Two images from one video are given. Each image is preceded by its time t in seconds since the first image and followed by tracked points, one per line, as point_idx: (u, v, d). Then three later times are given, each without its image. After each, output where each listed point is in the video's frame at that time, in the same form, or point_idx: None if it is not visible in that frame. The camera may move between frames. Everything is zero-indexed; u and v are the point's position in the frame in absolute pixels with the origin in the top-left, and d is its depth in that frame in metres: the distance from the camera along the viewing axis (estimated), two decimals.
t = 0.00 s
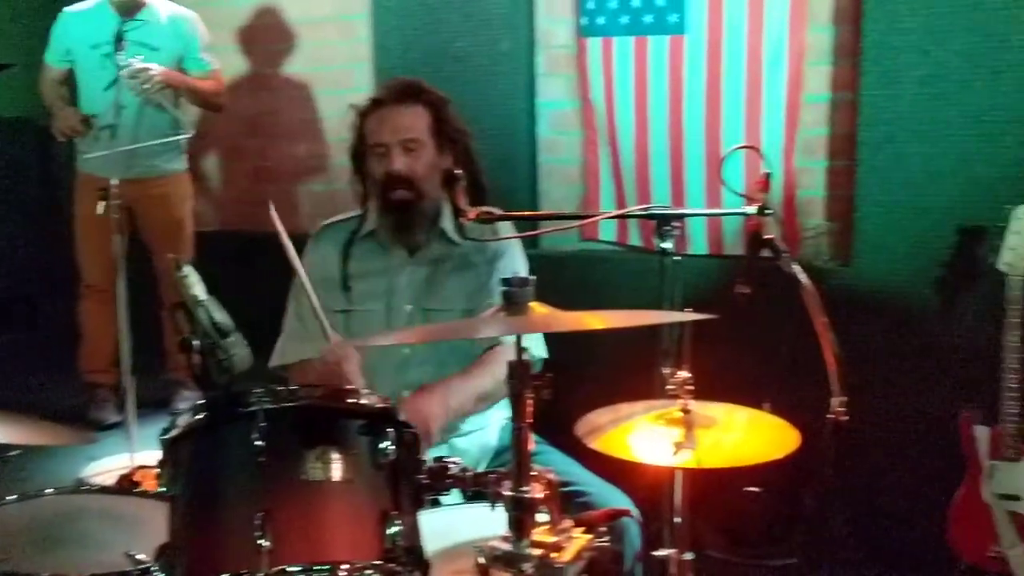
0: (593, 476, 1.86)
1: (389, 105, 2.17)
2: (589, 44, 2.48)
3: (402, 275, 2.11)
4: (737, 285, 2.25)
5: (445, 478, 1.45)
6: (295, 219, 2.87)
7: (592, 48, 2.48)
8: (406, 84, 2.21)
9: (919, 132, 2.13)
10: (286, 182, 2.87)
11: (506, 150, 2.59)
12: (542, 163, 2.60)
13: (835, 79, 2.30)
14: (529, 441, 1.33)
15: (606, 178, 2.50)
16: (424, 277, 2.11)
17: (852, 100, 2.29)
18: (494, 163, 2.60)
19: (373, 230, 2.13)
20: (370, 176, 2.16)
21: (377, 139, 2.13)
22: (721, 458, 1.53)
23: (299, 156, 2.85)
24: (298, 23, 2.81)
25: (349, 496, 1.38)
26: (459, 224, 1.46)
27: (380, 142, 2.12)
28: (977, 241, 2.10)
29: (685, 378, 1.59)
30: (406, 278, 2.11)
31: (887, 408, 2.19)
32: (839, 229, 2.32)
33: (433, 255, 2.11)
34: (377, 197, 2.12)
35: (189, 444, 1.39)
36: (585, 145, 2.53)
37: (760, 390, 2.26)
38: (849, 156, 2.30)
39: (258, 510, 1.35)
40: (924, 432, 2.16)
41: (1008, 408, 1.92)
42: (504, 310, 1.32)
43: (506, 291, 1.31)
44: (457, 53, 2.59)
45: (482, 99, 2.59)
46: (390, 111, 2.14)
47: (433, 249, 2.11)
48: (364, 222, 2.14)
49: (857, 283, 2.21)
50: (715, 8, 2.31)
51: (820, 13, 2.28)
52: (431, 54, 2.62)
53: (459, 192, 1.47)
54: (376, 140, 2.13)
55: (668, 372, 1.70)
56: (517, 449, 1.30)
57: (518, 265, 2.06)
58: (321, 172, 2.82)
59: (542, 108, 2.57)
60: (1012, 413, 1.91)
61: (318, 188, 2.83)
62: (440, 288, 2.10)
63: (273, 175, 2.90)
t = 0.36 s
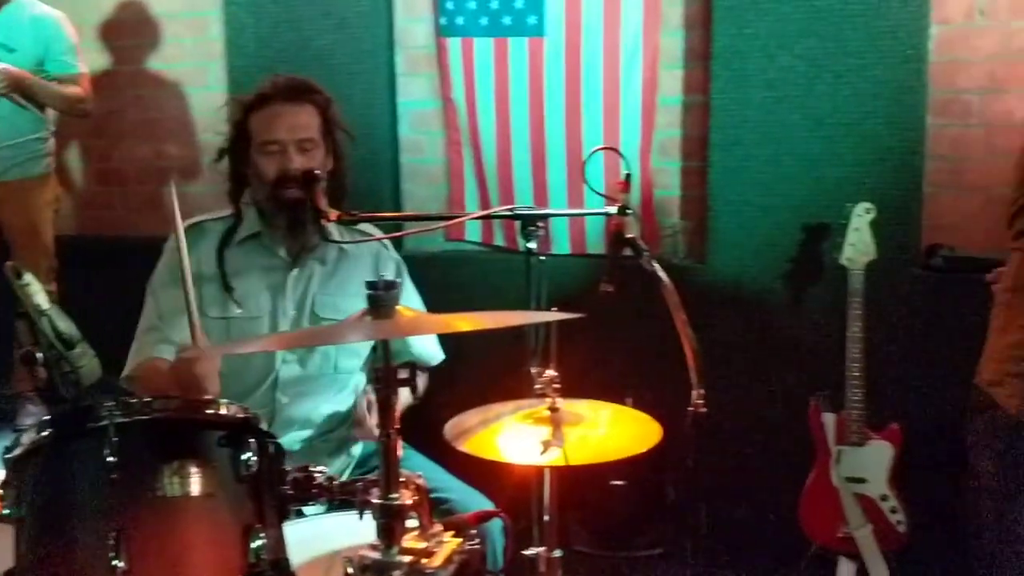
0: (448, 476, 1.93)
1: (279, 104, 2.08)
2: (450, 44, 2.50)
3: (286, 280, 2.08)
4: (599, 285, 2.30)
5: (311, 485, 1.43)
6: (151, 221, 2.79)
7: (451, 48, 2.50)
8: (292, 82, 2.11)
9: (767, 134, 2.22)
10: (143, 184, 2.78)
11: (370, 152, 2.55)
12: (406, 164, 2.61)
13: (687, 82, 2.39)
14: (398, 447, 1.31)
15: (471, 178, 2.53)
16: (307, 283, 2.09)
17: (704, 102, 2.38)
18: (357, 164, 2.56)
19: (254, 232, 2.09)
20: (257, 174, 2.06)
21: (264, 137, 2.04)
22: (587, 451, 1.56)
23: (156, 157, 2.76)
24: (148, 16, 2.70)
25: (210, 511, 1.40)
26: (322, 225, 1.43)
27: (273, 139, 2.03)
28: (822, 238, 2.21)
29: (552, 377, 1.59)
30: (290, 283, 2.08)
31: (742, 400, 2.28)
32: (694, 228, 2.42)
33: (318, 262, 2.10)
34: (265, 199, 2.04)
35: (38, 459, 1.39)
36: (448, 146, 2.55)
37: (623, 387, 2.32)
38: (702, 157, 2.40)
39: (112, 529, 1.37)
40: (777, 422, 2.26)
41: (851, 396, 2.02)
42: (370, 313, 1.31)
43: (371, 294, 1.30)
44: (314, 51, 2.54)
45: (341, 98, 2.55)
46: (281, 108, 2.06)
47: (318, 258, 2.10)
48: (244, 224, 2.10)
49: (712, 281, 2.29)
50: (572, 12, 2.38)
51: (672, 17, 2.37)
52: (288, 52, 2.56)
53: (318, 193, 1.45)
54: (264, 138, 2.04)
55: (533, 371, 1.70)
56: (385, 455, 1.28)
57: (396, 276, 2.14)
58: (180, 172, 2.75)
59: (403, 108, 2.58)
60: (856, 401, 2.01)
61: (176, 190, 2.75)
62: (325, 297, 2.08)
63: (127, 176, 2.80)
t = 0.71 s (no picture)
0: (353, 486, 1.89)
1: (188, 113, 2.03)
2: (347, 43, 2.45)
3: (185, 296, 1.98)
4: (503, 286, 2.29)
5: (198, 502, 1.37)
6: (35, 225, 2.66)
7: (351, 47, 2.45)
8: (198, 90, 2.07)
9: (665, 135, 2.25)
10: (25, 188, 2.65)
11: (267, 154, 2.49)
12: (303, 164, 2.56)
13: (588, 83, 2.40)
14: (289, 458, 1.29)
15: (372, 179, 2.49)
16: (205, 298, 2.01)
17: (604, 104, 2.40)
18: (253, 166, 2.49)
19: (157, 244, 1.96)
20: (165, 185, 1.97)
21: (173, 145, 1.97)
22: (485, 454, 1.54)
23: (39, 159, 2.63)
24: (30, 12, 2.58)
25: (88, 531, 1.35)
26: (210, 231, 1.38)
27: (187, 149, 1.96)
28: (720, 238, 2.25)
29: (452, 382, 1.57)
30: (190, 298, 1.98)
31: (645, 398, 2.30)
32: (597, 230, 2.44)
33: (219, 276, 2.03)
34: (177, 212, 1.95)
35: None
36: (348, 146, 2.51)
37: (528, 388, 2.31)
38: (603, 158, 2.42)
39: None
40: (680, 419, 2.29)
41: (750, 392, 2.06)
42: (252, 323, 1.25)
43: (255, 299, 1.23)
44: (206, 49, 2.48)
45: (236, 98, 2.48)
46: (190, 120, 2.00)
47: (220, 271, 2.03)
48: (144, 235, 1.96)
49: (614, 281, 2.30)
50: (473, 12, 2.37)
51: (573, 19, 2.39)
52: (180, 50, 2.48)
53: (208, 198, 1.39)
54: (177, 149, 1.97)
55: (433, 376, 1.70)
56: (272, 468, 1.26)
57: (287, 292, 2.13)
58: (66, 175, 2.63)
59: (299, 107, 2.54)
60: (755, 397, 2.06)
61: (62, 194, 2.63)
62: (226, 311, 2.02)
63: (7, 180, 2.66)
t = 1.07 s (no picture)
0: (271, 495, 1.88)
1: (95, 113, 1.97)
2: (264, 43, 2.41)
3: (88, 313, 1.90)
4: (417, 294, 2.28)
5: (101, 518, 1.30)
6: None
7: (268, 47, 2.41)
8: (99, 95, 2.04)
9: (586, 137, 2.27)
10: None
11: (183, 156, 2.45)
12: (219, 167, 2.51)
13: (509, 84, 2.40)
14: (189, 475, 1.20)
15: (291, 184, 2.46)
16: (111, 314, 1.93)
17: (526, 106, 2.40)
18: (169, 168, 2.46)
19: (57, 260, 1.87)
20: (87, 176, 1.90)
21: (92, 143, 1.91)
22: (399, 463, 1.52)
23: None
24: None
25: None
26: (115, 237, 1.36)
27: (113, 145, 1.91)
28: (641, 239, 2.27)
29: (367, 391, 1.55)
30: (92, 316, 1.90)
31: (569, 399, 2.31)
32: (519, 232, 2.44)
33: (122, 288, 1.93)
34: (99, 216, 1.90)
35: None
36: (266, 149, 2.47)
37: (452, 392, 2.29)
38: (526, 160, 2.42)
39: None
40: (603, 419, 2.30)
41: (672, 391, 2.09)
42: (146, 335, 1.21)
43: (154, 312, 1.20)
44: (117, 49, 2.43)
45: (150, 100, 2.44)
46: (101, 118, 1.94)
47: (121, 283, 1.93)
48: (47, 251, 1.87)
49: (537, 283, 2.31)
50: (391, 12, 2.36)
51: (492, 20, 2.38)
52: (90, 51, 2.43)
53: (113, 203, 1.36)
54: (97, 148, 1.91)
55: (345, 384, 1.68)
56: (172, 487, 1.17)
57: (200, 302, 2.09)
58: None
59: (216, 108, 2.48)
60: (676, 396, 2.08)
61: None
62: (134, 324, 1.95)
63: None
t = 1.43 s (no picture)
0: (221, 497, 1.91)
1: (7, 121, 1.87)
2: (221, 49, 2.44)
3: (24, 318, 1.89)
4: (367, 303, 2.29)
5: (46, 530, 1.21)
6: None
7: (225, 53, 2.44)
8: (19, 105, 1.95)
9: (543, 143, 2.29)
10: None
11: (138, 163, 2.44)
12: (176, 173, 2.54)
13: (468, 90, 2.42)
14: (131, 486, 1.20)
15: (248, 189, 2.49)
16: (49, 317, 1.92)
17: (484, 112, 2.42)
18: (122, 175, 2.44)
19: None
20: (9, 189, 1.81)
21: (9, 150, 1.82)
22: (348, 472, 1.51)
23: None
24: None
25: None
26: (60, 249, 1.35)
27: (30, 150, 1.83)
28: (598, 244, 2.29)
29: (317, 401, 1.55)
30: (29, 321, 1.89)
31: (527, 403, 2.33)
32: (478, 236, 2.45)
33: (60, 290, 1.94)
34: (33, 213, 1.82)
35: None
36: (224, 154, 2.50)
37: (411, 397, 2.30)
38: (484, 165, 2.44)
39: None
40: (561, 423, 2.32)
41: (629, 395, 2.11)
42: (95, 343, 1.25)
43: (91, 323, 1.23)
44: (71, 54, 2.41)
45: (104, 105, 2.42)
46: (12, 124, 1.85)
47: (60, 285, 1.94)
48: None
49: (495, 287, 2.32)
50: (348, 19, 2.37)
51: (450, 27, 2.40)
52: (43, 56, 2.41)
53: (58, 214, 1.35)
54: (15, 153, 1.83)
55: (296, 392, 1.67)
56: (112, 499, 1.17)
57: (139, 296, 2.09)
58: None
59: (172, 114, 2.51)
60: (632, 398, 2.11)
61: None
62: (74, 325, 1.95)
63: None
